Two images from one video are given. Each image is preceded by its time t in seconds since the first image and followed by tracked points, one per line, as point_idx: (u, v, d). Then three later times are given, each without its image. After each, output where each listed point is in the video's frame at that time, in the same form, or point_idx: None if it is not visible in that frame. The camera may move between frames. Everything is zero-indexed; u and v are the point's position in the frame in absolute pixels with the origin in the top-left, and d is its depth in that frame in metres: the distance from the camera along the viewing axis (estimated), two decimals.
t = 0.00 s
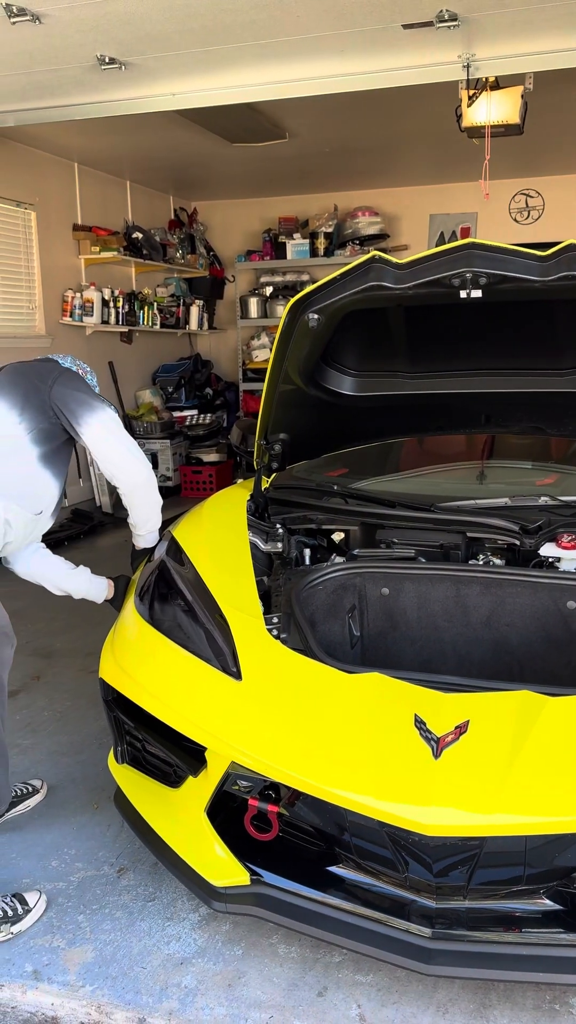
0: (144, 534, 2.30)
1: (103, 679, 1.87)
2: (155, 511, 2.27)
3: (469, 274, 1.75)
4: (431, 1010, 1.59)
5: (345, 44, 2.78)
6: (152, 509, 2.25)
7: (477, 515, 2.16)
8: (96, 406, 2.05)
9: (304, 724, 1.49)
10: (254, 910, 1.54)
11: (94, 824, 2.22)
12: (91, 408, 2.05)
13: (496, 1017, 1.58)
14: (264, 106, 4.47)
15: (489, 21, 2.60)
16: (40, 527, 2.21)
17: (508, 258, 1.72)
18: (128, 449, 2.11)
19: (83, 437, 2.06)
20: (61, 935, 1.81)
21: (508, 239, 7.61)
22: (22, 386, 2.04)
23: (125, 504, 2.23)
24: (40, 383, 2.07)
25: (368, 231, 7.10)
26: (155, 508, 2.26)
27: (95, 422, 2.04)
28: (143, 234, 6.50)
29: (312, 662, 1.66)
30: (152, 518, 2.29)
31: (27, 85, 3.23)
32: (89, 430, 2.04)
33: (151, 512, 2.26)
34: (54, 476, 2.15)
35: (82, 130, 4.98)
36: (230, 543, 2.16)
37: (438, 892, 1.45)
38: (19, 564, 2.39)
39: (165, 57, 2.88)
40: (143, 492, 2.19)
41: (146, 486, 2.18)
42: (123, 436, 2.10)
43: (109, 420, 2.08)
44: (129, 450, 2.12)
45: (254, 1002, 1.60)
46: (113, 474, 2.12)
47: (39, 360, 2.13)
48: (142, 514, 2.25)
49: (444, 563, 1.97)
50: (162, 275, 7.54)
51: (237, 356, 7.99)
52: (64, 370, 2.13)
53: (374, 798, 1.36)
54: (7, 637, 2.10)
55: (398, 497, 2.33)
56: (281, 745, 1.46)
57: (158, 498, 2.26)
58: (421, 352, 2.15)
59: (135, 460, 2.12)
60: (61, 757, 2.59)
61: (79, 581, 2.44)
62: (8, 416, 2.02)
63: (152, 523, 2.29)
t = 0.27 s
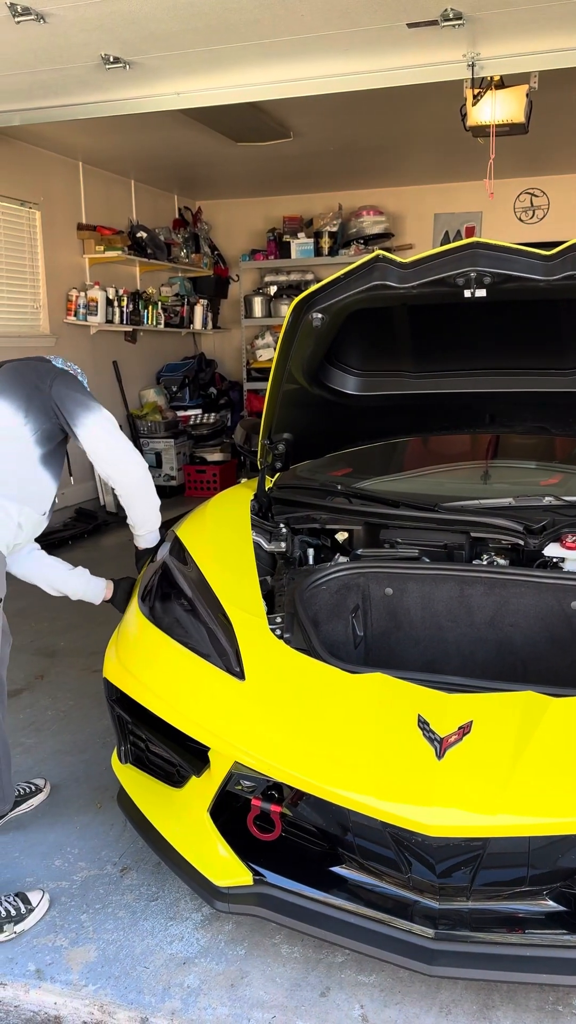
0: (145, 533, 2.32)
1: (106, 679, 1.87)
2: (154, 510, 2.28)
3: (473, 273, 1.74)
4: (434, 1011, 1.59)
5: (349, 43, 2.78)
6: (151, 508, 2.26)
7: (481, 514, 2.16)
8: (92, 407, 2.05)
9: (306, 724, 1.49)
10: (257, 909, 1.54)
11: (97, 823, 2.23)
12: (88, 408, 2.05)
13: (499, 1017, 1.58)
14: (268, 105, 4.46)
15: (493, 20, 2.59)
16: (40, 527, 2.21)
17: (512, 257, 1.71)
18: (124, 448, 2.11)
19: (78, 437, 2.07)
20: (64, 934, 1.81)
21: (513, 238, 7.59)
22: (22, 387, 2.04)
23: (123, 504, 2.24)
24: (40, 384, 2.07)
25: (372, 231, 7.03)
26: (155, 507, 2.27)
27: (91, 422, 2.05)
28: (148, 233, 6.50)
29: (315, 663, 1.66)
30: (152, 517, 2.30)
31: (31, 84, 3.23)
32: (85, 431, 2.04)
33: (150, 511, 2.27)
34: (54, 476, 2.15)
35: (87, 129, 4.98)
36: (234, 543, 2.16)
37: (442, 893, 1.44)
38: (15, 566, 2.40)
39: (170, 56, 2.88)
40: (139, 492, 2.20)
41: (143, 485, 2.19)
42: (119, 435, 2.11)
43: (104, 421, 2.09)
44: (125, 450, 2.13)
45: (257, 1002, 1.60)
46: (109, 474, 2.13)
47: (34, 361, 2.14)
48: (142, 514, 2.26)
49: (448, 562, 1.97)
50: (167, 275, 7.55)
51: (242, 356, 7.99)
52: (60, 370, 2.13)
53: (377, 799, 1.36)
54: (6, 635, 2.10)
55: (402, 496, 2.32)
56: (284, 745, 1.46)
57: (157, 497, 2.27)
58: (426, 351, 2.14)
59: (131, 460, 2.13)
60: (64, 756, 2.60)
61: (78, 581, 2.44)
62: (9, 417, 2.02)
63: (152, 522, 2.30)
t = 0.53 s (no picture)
0: (141, 532, 2.35)
1: (108, 678, 1.87)
2: (148, 508, 2.31)
3: (476, 273, 1.74)
4: (435, 1011, 1.59)
5: (352, 43, 2.78)
6: (143, 506, 2.29)
7: (483, 515, 2.16)
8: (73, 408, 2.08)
9: (308, 724, 1.49)
10: (259, 909, 1.54)
11: (99, 822, 2.23)
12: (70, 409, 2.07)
13: (501, 1018, 1.58)
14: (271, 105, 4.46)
15: (496, 20, 2.59)
16: (34, 527, 2.20)
17: (515, 257, 1.71)
18: (108, 448, 2.14)
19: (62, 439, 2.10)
20: (66, 934, 1.81)
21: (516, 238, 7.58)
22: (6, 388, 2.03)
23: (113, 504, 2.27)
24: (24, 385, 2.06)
25: (376, 230, 7.03)
26: (148, 505, 2.30)
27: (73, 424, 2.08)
28: (151, 233, 6.52)
29: (316, 663, 1.66)
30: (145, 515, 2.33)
31: (34, 84, 3.23)
32: (67, 432, 2.07)
33: (143, 509, 2.30)
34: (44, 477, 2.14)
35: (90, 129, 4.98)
36: (236, 543, 2.16)
37: (444, 894, 1.44)
38: (15, 566, 2.41)
39: (173, 56, 2.89)
40: (128, 491, 2.23)
41: (131, 484, 2.22)
42: (103, 435, 2.14)
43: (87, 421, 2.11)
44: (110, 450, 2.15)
45: (258, 1002, 1.60)
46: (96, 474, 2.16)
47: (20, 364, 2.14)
48: (134, 513, 2.29)
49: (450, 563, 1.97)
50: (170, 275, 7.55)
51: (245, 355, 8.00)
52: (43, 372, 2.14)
53: (378, 799, 1.36)
54: (4, 635, 2.10)
55: (404, 496, 2.32)
56: (285, 745, 1.46)
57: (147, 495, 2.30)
58: (428, 351, 2.15)
59: (116, 459, 2.16)
60: (66, 755, 2.60)
61: (80, 580, 2.44)
62: None
63: (146, 521, 2.33)
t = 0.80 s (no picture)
0: (140, 537, 2.26)
1: (108, 679, 1.87)
2: (147, 512, 2.22)
3: (478, 274, 1.74)
4: (437, 1012, 1.59)
5: (354, 43, 2.78)
6: (142, 510, 2.21)
7: (485, 514, 2.16)
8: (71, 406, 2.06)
9: (310, 724, 1.49)
10: (260, 910, 1.54)
11: (101, 822, 2.23)
12: (69, 408, 2.06)
13: (502, 1018, 1.58)
14: (274, 106, 4.46)
15: (498, 21, 2.59)
16: (34, 528, 2.20)
17: (517, 258, 1.71)
18: (105, 448, 2.09)
19: (61, 438, 2.08)
20: (67, 934, 1.81)
21: (517, 238, 7.58)
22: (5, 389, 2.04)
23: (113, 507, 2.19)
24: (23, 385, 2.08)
25: (377, 230, 7.08)
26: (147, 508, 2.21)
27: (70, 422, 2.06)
28: (152, 233, 6.51)
29: (318, 663, 1.66)
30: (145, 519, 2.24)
31: (36, 84, 3.23)
32: (65, 430, 2.05)
33: (142, 513, 2.21)
34: (43, 477, 2.15)
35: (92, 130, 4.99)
36: (237, 544, 2.16)
37: (445, 895, 1.44)
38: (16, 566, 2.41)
39: (175, 56, 2.88)
40: (127, 494, 2.15)
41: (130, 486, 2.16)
42: (101, 435, 2.10)
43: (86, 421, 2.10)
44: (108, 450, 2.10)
45: (260, 1003, 1.60)
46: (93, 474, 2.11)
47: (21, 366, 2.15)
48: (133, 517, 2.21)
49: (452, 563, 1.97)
50: (171, 274, 7.55)
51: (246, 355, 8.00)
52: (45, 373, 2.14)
53: (379, 800, 1.36)
54: (5, 634, 2.09)
55: (406, 496, 2.33)
56: (287, 745, 1.46)
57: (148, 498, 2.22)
58: (430, 351, 2.15)
59: (113, 459, 2.10)
60: (68, 755, 2.61)
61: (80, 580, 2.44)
62: None
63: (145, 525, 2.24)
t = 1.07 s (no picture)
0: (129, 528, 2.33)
1: (109, 679, 1.86)
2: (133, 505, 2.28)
3: (478, 274, 1.74)
4: (437, 1012, 1.59)
5: (355, 44, 2.78)
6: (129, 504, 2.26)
7: (485, 515, 2.16)
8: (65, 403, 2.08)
9: (310, 724, 1.49)
10: (260, 910, 1.54)
11: (102, 823, 2.24)
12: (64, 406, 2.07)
13: (502, 1019, 1.58)
14: (275, 107, 4.47)
15: (499, 21, 2.59)
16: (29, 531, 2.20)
17: (517, 259, 1.71)
18: (99, 443, 2.12)
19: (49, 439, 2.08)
20: (68, 934, 1.81)
21: (519, 239, 7.58)
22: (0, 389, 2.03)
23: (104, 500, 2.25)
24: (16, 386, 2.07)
25: (378, 231, 7.10)
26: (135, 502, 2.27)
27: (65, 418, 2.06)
28: (153, 234, 6.51)
29: (319, 663, 1.66)
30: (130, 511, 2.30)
31: (37, 85, 3.24)
32: (54, 432, 2.05)
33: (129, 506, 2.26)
34: (37, 480, 2.15)
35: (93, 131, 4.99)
36: (238, 544, 2.16)
37: (446, 895, 1.44)
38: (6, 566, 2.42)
39: (175, 58, 2.89)
40: (117, 490, 2.20)
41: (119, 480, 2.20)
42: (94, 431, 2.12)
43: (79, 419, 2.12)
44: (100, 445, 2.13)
45: (260, 1003, 1.60)
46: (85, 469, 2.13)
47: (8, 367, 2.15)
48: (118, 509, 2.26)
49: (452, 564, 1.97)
50: (172, 275, 7.56)
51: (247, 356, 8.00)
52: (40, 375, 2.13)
53: (380, 799, 1.36)
54: None
55: (407, 497, 2.33)
56: (287, 745, 1.46)
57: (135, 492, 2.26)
58: (431, 352, 2.15)
59: (106, 455, 2.13)
60: (69, 756, 2.61)
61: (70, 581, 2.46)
62: None
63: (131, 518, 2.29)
